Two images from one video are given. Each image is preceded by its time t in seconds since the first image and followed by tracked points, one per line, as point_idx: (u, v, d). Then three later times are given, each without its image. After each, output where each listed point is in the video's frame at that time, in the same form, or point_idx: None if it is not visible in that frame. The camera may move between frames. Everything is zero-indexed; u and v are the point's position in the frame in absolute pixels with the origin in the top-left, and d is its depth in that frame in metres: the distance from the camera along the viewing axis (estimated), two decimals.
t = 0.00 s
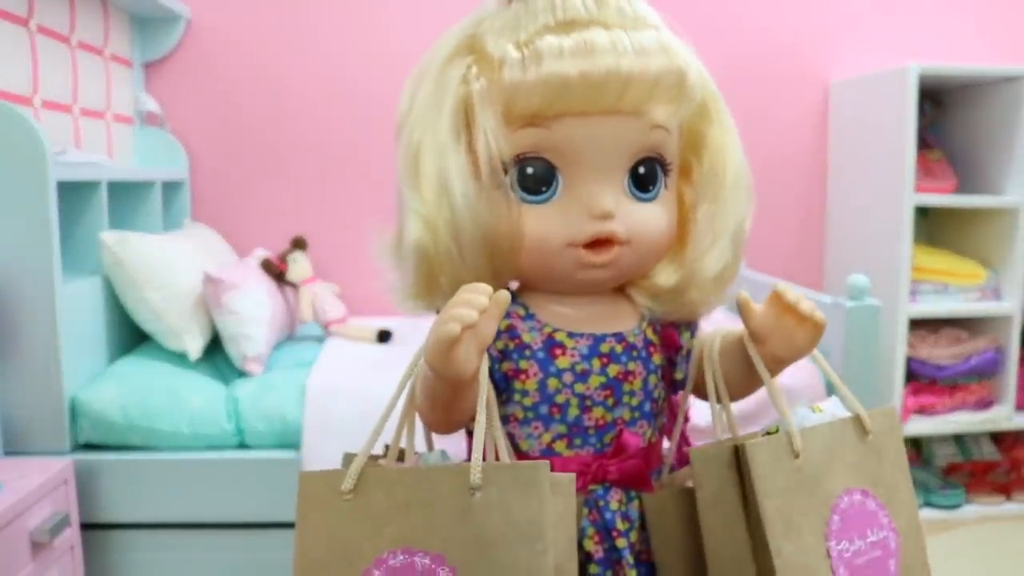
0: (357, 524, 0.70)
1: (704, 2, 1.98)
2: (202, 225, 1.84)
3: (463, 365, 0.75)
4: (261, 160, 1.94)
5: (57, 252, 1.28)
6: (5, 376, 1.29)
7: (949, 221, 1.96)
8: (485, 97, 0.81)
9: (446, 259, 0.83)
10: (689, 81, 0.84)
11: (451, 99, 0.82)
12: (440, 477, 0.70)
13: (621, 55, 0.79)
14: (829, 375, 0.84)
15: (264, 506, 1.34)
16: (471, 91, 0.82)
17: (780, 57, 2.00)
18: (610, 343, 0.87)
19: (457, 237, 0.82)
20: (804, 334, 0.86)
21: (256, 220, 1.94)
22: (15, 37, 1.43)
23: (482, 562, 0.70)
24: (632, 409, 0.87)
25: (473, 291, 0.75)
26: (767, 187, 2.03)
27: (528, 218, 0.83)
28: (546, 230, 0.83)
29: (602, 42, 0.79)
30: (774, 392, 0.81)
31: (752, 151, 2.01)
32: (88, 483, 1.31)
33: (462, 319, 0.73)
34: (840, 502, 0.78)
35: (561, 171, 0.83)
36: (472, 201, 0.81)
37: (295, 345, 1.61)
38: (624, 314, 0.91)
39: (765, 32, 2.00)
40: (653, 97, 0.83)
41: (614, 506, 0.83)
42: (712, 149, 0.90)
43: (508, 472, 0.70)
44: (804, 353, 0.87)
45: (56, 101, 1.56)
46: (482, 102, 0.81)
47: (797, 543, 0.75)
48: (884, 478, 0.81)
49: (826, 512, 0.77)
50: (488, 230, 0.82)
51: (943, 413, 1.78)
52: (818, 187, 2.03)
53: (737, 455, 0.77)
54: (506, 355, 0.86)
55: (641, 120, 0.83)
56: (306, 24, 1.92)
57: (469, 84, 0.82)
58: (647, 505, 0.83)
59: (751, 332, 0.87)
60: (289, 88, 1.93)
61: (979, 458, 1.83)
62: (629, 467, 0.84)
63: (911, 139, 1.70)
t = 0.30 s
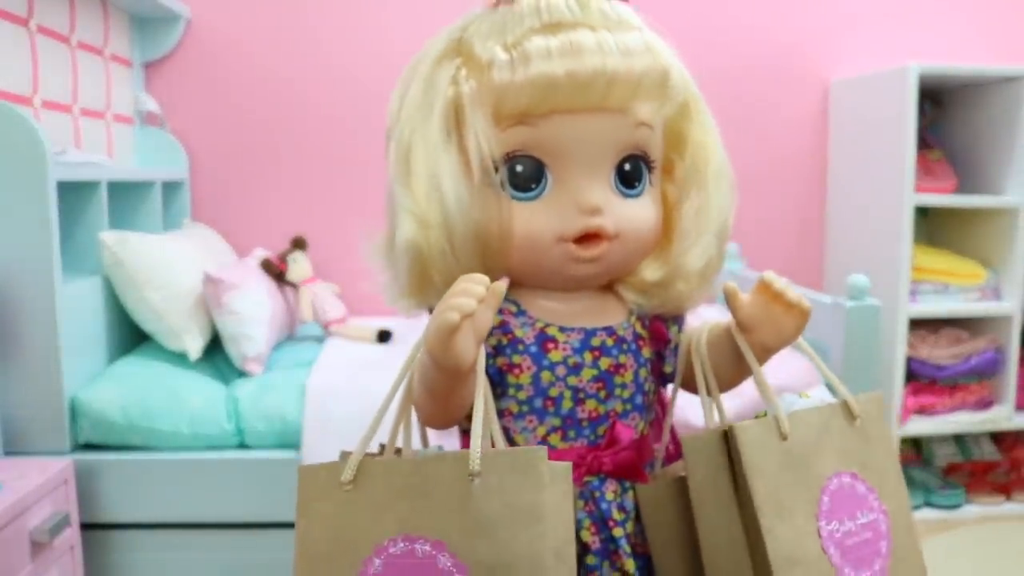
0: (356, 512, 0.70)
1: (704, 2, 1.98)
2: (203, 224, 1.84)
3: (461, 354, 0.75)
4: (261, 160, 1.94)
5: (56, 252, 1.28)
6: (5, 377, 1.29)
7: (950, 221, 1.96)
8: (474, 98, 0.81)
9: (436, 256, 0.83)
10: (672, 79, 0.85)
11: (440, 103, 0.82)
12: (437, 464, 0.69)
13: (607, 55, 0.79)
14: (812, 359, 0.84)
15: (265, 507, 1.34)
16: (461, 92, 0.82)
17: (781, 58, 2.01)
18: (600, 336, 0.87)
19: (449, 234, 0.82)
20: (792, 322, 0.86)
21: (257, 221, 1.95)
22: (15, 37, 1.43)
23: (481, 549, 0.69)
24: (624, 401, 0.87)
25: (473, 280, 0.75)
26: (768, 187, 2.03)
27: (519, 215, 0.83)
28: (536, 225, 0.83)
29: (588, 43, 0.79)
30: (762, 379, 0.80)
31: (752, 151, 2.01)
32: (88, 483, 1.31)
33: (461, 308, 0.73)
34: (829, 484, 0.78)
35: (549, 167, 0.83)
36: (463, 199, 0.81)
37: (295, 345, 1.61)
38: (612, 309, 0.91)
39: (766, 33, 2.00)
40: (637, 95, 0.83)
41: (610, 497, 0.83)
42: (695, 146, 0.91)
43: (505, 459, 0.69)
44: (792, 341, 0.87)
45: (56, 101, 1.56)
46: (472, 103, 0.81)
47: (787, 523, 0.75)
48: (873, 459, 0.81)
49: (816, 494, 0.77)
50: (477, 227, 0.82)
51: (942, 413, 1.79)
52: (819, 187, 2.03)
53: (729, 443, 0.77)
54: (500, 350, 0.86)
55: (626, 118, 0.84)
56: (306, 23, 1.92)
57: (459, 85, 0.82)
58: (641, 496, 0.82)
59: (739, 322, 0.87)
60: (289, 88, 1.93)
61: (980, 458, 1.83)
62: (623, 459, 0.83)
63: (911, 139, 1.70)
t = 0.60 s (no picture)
0: (365, 495, 0.71)
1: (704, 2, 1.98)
2: (202, 224, 1.84)
3: (480, 340, 0.75)
4: (261, 160, 1.94)
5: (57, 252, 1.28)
6: (5, 377, 1.29)
7: (950, 221, 1.96)
8: (500, 96, 0.82)
9: (451, 252, 0.83)
10: (689, 86, 0.86)
11: (465, 101, 0.83)
12: (449, 449, 0.70)
13: (627, 59, 0.80)
14: (823, 359, 0.85)
15: (264, 507, 1.34)
16: (486, 90, 0.82)
17: (781, 58, 2.01)
18: (615, 333, 0.87)
19: (467, 232, 0.82)
20: (803, 320, 0.86)
21: (257, 221, 1.94)
22: (15, 37, 1.43)
23: (489, 536, 0.69)
24: (637, 398, 0.87)
25: (495, 268, 0.75)
26: (768, 187, 2.03)
27: (537, 211, 0.83)
28: (553, 222, 0.83)
29: (609, 47, 0.80)
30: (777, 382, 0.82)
31: (752, 151, 2.02)
32: (88, 483, 1.31)
33: (483, 293, 0.73)
34: (842, 481, 0.78)
35: (569, 167, 0.83)
36: (483, 199, 0.81)
37: (295, 345, 1.61)
38: (627, 308, 0.91)
39: (766, 33, 2.00)
40: (655, 98, 0.84)
41: (621, 491, 0.83)
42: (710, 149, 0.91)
43: (514, 446, 0.70)
44: (803, 341, 0.87)
45: (56, 101, 1.56)
46: (497, 101, 0.82)
47: (801, 518, 0.75)
48: (884, 459, 0.81)
49: (828, 489, 0.77)
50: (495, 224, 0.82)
51: (942, 412, 1.78)
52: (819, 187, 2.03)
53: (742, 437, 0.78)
54: (516, 344, 0.86)
55: (644, 120, 0.84)
56: (306, 23, 1.92)
57: (483, 85, 0.83)
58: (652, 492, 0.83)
59: (750, 320, 0.88)
60: (289, 88, 1.93)
61: (980, 458, 1.83)
62: (635, 455, 0.83)
63: (911, 139, 1.70)
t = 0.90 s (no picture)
0: (381, 492, 0.74)
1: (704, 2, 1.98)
2: (202, 224, 1.84)
3: (498, 338, 0.77)
4: (261, 160, 1.94)
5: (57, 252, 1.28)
6: (5, 377, 1.29)
7: (949, 222, 1.96)
8: (512, 96, 0.82)
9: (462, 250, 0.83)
10: (695, 87, 0.86)
11: (478, 99, 0.82)
12: (467, 448, 0.74)
13: (638, 60, 0.80)
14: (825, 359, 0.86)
15: (265, 507, 1.34)
16: (498, 90, 0.82)
17: (781, 58, 2.00)
18: (622, 332, 0.87)
19: (479, 230, 0.82)
20: (807, 317, 0.87)
21: (257, 221, 1.94)
22: (15, 37, 1.43)
23: (506, 532, 0.72)
24: (643, 396, 0.87)
25: (514, 266, 0.76)
26: (768, 187, 2.03)
27: (548, 210, 0.83)
28: (563, 222, 0.83)
29: (620, 48, 0.80)
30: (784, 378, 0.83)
31: (752, 151, 2.02)
32: (88, 483, 1.31)
33: (504, 289, 0.74)
34: (845, 474, 0.79)
35: (578, 167, 0.83)
36: (497, 197, 0.81)
37: (295, 345, 1.61)
38: (631, 307, 0.91)
39: (766, 33, 2.00)
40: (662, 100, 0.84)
41: (630, 489, 0.84)
42: (712, 150, 0.91)
43: (532, 445, 0.73)
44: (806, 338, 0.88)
45: (56, 101, 1.56)
46: (509, 101, 0.81)
47: (807, 512, 0.76)
48: (882, 454, 0.82)
49: (833, 484, 0.78)
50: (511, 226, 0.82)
51: (942, 413, 1.78)
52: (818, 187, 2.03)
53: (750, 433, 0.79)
54: (524, 343, 0.86)
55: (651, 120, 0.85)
56: (306, 23, 1.92)
57: (493, 84, 0.82)
58: (660, 489, 0.84)
59: (755, 319, 0.88)
60: (289, 88, 1.93)
61: (980, 458, 1.83)
62: (642, 451, 0.84)
63: (911, 139, 1.70)
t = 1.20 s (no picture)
0: (428, 523, 0.67)
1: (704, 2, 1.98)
2: (202, 224, 1.84)
3: (525, 352, 0.74)
4: (261, 160, 1.94)
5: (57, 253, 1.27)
6: (6, 378, 1.29)
7: (949, 222, 1.96)
8: (527, 94, 0.81)
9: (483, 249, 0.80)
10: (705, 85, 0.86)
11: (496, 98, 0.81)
12: (522, 463, 0.66)
13: (655, 56, 0.80)
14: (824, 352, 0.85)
15: (266, 507, 1.34)
16: (514, 88, 0.81)
17: (781, 58, 2.00)
18: (631, 335, 0.87)
19: (507, 226, 0.80)
20: (816, 318, 0.87)
21: (257, 220, 1.94)
22: (15, 36, 1.43)
23: (580, 548, 0.66)
24: (652, 399, 0.87)
25: (545, 277, 0.73)
26: (768, 187, 2.03)
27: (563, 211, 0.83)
28: (575, 223, 0.83)
29: (638, 45, 0.80)
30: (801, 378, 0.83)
31: (751, 151, 2.02)
32: (88, 484, 1.31)
33: (536, 302, 0.71)
34: (863, 468, 0.80)
35: (591, 167, 0.84)
36: (525, 200, 0.80)
37: (294, 345, 1.61)
38: (637, 308, 0.91)
39: (766, 33, 2.00)
40: (677, 98, 0.84)
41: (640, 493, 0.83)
42: (717, 146, 0.92)
43: (591, 455, 0.67)
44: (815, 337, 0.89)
45: (56, 101, 1.56)
46: (527, 100, 0.81)
47: (845, 511, 0.76)
48: (882, 441, 0.84)
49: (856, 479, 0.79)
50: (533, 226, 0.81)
51: (942, 413, 1.79)
52: (818, 187, 2.04)
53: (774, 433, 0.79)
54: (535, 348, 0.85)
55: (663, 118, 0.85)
56: (306, 24, 1.92)
57: (509, 82, 0.81)
58: (671, 492, 0.83)
59: (765, 320, 0.88)
60: (288, 88, 1.93)
61: (979, 458, 1.84)
62: (653, 455, 0.84)
63: (910, 138, 1.70)
